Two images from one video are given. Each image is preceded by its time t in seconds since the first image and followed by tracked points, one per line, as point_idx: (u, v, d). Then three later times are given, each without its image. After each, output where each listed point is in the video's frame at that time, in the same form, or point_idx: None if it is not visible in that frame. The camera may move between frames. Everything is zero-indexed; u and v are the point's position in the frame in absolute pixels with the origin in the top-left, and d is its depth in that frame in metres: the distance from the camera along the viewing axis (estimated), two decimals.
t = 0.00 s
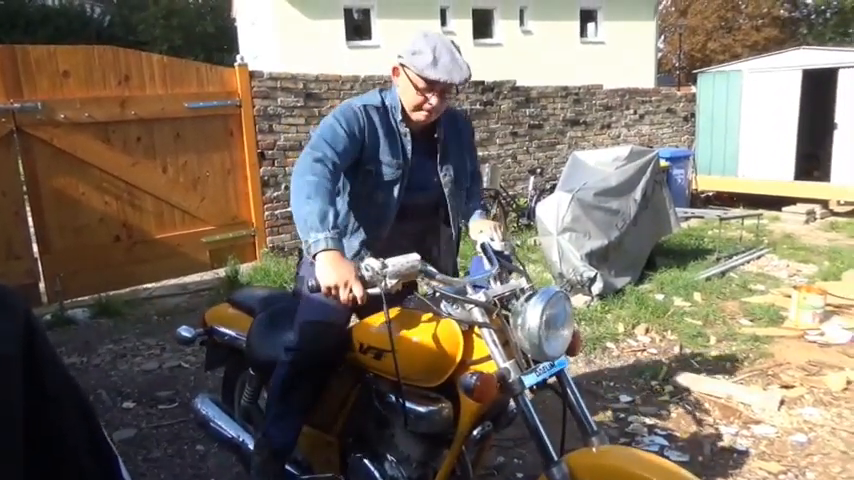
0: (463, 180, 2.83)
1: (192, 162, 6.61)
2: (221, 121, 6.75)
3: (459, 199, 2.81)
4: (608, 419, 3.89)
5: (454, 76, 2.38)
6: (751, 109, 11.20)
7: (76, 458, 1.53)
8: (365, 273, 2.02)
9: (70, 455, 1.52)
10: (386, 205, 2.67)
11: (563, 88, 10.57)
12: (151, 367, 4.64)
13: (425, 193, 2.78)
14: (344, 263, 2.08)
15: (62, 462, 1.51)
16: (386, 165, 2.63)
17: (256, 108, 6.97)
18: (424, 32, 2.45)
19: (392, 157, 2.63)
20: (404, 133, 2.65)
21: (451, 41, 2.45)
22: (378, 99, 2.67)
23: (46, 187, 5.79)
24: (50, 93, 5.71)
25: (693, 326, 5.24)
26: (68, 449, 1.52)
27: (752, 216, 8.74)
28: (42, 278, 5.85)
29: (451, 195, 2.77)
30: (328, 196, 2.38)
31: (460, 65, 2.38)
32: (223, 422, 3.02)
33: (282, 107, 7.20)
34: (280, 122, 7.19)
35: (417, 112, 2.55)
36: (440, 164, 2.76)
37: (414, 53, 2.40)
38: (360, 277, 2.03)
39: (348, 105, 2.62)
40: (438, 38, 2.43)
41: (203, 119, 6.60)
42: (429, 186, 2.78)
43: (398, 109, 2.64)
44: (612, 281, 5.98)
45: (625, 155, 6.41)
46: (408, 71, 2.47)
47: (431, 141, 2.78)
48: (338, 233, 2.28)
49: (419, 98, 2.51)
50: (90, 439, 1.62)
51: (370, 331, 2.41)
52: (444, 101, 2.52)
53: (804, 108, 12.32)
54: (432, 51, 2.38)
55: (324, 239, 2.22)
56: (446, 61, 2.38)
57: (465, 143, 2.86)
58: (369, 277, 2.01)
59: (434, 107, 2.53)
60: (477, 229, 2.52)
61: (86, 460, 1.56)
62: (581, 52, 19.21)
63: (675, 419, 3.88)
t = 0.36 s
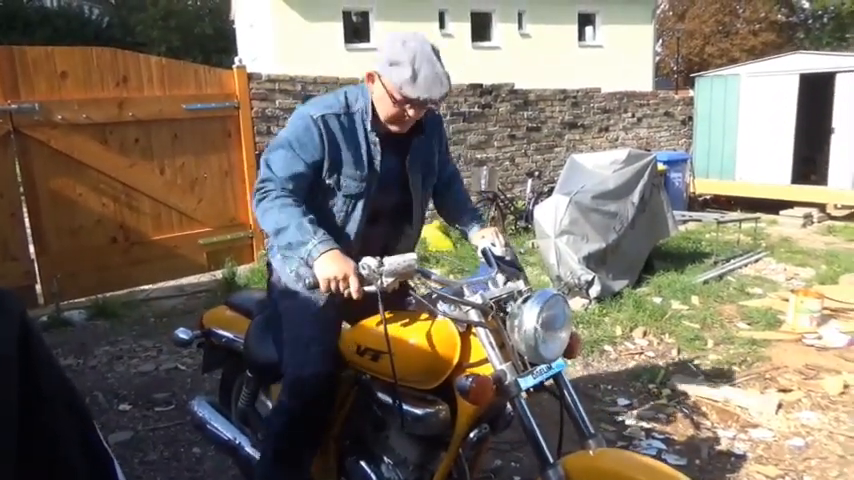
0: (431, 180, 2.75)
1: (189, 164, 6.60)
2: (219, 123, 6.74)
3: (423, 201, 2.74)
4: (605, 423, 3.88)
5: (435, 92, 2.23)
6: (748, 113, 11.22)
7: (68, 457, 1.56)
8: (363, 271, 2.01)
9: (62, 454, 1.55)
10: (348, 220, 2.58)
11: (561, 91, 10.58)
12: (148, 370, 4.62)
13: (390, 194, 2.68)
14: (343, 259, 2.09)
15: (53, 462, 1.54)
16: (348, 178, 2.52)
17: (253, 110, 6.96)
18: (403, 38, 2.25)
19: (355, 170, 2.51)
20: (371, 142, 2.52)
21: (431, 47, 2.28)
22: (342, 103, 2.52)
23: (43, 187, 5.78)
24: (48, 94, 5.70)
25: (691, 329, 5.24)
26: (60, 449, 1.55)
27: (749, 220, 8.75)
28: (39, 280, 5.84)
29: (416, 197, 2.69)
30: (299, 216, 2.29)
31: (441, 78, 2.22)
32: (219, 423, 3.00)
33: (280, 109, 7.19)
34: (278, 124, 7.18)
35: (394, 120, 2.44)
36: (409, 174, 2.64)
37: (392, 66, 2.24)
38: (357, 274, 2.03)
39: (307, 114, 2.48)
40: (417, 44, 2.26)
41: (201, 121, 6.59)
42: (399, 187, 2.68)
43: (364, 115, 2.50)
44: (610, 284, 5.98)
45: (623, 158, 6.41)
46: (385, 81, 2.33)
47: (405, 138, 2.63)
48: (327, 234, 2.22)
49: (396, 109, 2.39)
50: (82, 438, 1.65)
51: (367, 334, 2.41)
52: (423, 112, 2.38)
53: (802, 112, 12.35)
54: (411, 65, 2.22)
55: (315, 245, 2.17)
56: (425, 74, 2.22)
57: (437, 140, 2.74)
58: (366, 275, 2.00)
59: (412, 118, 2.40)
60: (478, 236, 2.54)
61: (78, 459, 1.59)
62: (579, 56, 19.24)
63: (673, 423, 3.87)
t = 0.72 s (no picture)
0: (386, 207, 2.79)
1: (187, 164, 6.59)
2: (217, 123, 6.74)
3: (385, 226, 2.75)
4: (603, 423, 3.88)
5: (375, 121, 2.34)
6: (747, 114, 11.24)
7: (65, 457, 1.60)
8: (353, 269, 2.00)
9: (61, 453, 1.59)
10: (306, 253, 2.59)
11: (559, 92, 10.58)
12: (145, 370, 4.61)
13: (347, 222, 2.69)
14: (331, 257, 2.08)
15: (53, 461, 1.58)
16: (305, 212, 2.54)
17: (251, 110, 6.96)
18: (339, 78, 2.35)
19: (310, 203, 2.55)
20: (322, 177, 2.56)
21: (366, 83, 2.41)
22: (291, 143, 2.56)
23: (41, 187, 5.77)
24: (46, 94, 5.69)
25: (688, 330, 5.24)
26: (60, 448, 1.59)
27: (747, 221, 8.76)
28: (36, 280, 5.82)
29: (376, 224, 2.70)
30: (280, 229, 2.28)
31: (379, 109, 2.34)
32: (214, 425, 3.00)
33: (279, 109, 7.19)
34: (276, 124, 7.18)
35: (340, 155, 2.50)
36: (363, 198, 2.66)
37: (332, 102, 2.34)
38: (348, 273, 2.01)
39: (259, 156, 2.51)
40: (352, 82, 2.38)
41: (198, 121, 6.58)
42: (353, 215, 2.69)
43: (312, 152, 2.54)
44: (607, 285, 5.98)
45: (621, 159, 6.41)
46: (326, 118, 2.41)
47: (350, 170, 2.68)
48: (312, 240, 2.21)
49: (341, 143, 2.46)
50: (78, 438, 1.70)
51: (360, 332, 2.41)
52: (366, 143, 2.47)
53: (799, 114, 12.37)
54: (350, 99, 2.33)
55: (299, 248, 2.15)
56: (364, 108, 2.33)
57: (384, 171, 2.81)
58: (357, 274, 1.99)
59: (356, 151, 2.48)
60: (468, 230, 2.53)
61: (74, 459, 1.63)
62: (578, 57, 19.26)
63: (670, 423, 3.87)
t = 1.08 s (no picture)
0: (390, 206, 2.81)
1: (184, 167, 6.58)
2: (214, 125, 6.73)
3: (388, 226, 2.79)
4: (601, 421, 3.89)
5: (381, 102, 2.42)
6: (743, 112, 11.26)
7: (59, 461, 1.79)
8: (351, 272, 2.00)
9: (55, 457, 1.78)
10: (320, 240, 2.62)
11: (556, 91, 10.59)
12: (143, 372, 4.61)
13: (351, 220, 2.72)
14: (328, 260, 2.07)
15: (48, 463, 1.78)
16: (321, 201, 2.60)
17: (249, 112, 6.96)
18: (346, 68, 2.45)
19: (325, 192, 2.60)
20: (333, 169, 2.62)
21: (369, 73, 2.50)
22: (306, 137, 2.64)
23: (38, 191, 5.77)
24: (42, 97, 5.69)
25: (686, 328, 5.25)
26: (53, 453, 1.78)
27: (745, 218, 8.77)
28: (34, 284, 5.83)
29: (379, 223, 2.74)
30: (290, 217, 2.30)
31: (383, 92, 2.43)
32: (213, 426, 3.00)
33: (276, 110, 7.20)
34: (273, 125, 7.19)
35: (348, 143, 2.53)
36: (365, 191, 2.72)
37: (339, 86, 2.41)
38: (345, 276, 2.01)
39: (279, 145, 2.59)
40: (357, 71, 2.47)
41: (196, 123, 6.58)
42: (360, 211, 2.73)
43: (327, 145, 2.62)
44: (605, 283, 5.97)
45: (618, 158, 6.42)
46: (335, 104, 2.47)
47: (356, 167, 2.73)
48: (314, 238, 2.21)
49: (349, 129, 2.50)
50: (71, 429, 1.90)
51: (358, 332, 2.41)
52: (373, 129, 2.53)
53: (796, 111, 12.39)
54: (356, 82, 2.41)
55: (300, 245, 2.15)
56: (370, 90, 2.41)
57: (393, 172, 2.85)
58: (355, 277, 2.00)
59: (364, 137, 2.51)
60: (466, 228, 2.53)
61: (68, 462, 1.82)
62: (575, 56, 19.27)
63: (668, 420, 3.88)
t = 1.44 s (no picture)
0: (427, 193, 2.77)
1: (182, 168, 6.58)
2: (212, 126, 6.73)
3: (423, 211, 2.77)
4: (601, 419, 3.89)
5: (429, 87, 2.33)
6: (741, 109, 11.27)
7: (59, 461, 1.79)
8: (351, 276, 2.00)
9: (55, 457, 1.79)
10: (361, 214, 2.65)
11: (553, 90, 10.59)
12: (142, 374, 4.61)
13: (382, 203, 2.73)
14: (329, 264, 2.07)
15: (48, 463, 1.78)
16: (365, 178, 2.60)
17: (246, 113, 6.96)
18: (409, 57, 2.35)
19: (369, 169, 2.60)
20: (379, 145, 2.61)
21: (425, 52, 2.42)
22: (354, 112, 2.63)
23: (35, 194, 5.76)
24: (39, 100, 5.68)
25: (685, 325, 5.25)
26: (53, 452, 1.79)
27: (743, 216, 8.77)
28: (32, 287, 5.82)
29: (415, 209, 2.71)
30: (315, 210, 2.35)
31: (436, 75, 2.34)
32: (213, 425, 3.00)
33: (273, 111, 7.19)
34: (271, 126, 7.19)
35: (393, 122, 2.51)
36: (406, 179, 2.71)
37: (390, 63, 2.35)
38: (344, 280, 2.02)
39: (327, 120, 2.58)
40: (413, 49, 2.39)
41: (193, 124, 6.57)
42: (398, 193, 2.74)
43: (374, 122, 2.60)
44: (604, 281, 5.96)
45: (616, 156, 6.43)
46: (385, 81, 2.43)
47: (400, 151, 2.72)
48: (322, 238, 2.24)
49: (395, 108, 2.47)
50: (71, 430, 1.90)
51: (359, 333, 2.40)
52: (420, 111, 2.47)
53: (793, 108, 12.39)
54: (408, 61, 2.34)
55: (308, 243, 2.18)
56: (420, 72, 2.34)
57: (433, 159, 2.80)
58: (355, 280, 2.00)
59: (409, 117, 2.48)
60: (470, 228, 2.56)
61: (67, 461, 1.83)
62: (572, 54, 19.26)
63: (668, 418, 3.89)
